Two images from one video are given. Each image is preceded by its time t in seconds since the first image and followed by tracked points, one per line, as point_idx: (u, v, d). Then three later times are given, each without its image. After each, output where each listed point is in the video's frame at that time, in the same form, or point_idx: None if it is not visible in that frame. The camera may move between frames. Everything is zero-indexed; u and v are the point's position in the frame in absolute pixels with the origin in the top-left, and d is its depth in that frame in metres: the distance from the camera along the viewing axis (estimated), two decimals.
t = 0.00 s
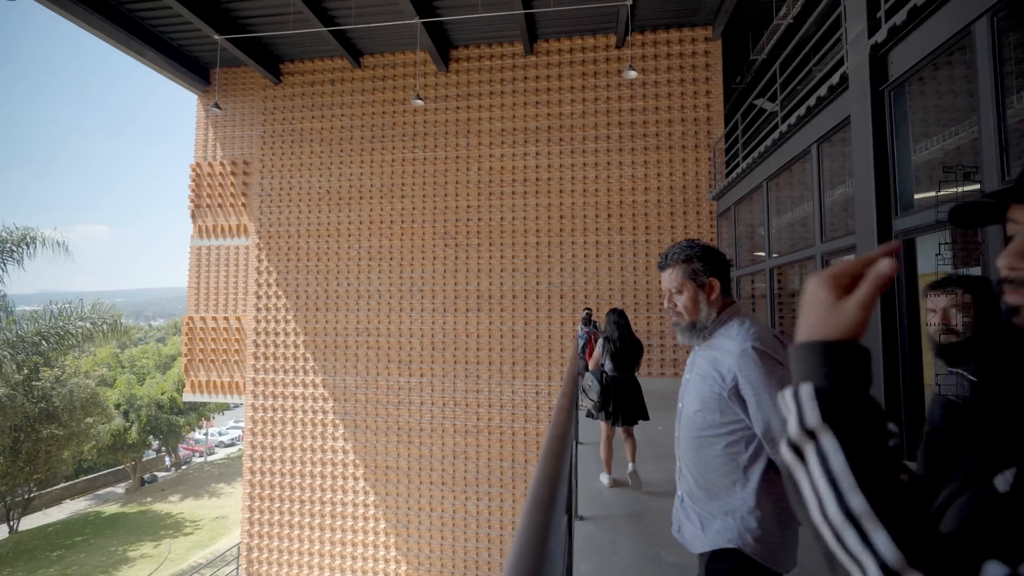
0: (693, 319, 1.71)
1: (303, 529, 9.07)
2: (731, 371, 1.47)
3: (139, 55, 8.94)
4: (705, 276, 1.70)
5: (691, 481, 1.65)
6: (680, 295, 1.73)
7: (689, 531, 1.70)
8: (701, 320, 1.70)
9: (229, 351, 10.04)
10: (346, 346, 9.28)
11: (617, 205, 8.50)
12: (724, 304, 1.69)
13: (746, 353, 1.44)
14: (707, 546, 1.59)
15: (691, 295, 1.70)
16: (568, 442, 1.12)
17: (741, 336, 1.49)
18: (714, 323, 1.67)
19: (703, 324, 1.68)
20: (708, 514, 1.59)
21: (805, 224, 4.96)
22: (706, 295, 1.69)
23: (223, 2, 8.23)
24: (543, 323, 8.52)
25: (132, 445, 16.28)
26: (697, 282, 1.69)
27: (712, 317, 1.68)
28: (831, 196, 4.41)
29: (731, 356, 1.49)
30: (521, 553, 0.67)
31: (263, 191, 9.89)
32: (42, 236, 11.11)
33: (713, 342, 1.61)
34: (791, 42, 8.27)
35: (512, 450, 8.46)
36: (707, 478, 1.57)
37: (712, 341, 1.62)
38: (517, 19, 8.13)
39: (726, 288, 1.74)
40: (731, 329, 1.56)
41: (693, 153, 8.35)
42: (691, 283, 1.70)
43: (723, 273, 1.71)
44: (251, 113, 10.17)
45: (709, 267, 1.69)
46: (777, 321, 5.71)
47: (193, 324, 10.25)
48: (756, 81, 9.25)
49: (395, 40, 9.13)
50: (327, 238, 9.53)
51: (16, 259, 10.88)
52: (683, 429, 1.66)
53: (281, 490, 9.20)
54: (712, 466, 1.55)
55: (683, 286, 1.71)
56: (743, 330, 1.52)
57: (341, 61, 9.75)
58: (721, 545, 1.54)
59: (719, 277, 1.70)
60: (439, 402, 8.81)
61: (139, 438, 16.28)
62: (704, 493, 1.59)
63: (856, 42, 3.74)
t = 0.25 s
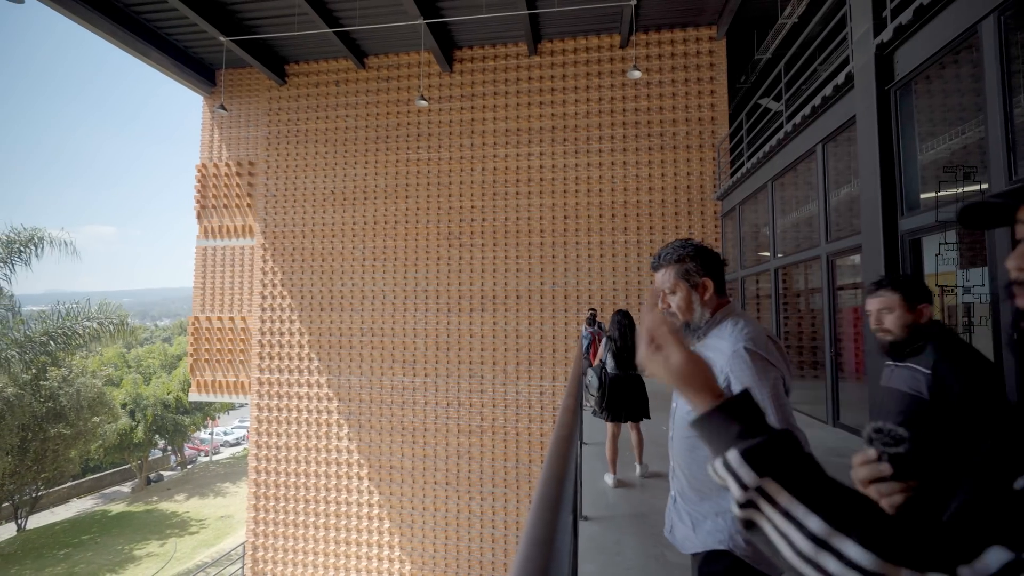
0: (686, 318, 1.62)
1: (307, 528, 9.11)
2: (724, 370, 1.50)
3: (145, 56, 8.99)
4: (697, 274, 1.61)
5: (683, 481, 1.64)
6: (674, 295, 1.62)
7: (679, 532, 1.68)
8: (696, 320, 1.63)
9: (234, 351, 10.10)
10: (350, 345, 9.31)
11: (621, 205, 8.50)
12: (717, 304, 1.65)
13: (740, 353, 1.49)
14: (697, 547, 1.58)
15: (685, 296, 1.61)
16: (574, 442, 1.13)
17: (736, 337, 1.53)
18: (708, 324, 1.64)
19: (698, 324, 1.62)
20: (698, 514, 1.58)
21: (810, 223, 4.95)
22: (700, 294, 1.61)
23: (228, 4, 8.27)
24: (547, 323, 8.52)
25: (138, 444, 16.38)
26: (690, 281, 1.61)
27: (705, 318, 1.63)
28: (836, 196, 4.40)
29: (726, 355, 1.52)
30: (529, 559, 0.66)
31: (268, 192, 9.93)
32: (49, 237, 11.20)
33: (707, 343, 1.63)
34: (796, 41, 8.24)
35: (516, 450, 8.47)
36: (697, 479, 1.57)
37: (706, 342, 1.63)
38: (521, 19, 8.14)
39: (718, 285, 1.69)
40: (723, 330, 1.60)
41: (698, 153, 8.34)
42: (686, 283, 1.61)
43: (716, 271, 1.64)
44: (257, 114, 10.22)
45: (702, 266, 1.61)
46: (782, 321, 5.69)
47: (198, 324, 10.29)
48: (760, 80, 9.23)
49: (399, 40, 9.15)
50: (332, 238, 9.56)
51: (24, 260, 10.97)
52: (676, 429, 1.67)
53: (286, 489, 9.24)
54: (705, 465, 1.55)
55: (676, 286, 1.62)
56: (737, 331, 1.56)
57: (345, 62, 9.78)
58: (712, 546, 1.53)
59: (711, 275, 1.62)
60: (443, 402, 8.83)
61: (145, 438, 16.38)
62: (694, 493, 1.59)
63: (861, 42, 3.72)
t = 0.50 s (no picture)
0: (701, 323, 1.74)
1: (314, 527, 9.16)
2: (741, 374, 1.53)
3: (155, 59, 9.08)
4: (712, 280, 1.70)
5: (703, 485, 1.65)
6: (686, 301, 1.75)
7: (702, 533, 1.71)
8: (709, 325, 1.74)
9: (241, 351, 10.17)
10: (357, 345, 9.35)
11: (627, 205, 8.48)
12: (731, 309, 1.70)
13: (756, 357, 1.51)
14: (719, 548, 1.61)
15: (695, 302, 1.73)
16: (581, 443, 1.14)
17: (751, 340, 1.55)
18: (720, 329, 1.71)
19: (710, 328, 1.72)
20: (718, 517, 1.60)
21: (817, 223, 4.92)
22: (712, 300, 1.70)
23: (234, 6, 8.33)
24: (553, 323, 8.52)
25: (148, 443, 16.54)
26: (701, 287, 1.71)
27: (719, 323, 1.71)
28: (844, 195, 4.37)
29: (741, 359, 1.53)
30: (540, 558, 0.67)
31: (274, 192, 9.99)
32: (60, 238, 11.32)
33: (722, 345, 1.65)
34: (804, 40, 8.18)
35: (522, 450, 8.48)
36: (716, 483, 1.58)
37: (722, 344, 1.65)
38: (526, 19, 8.14)
39: (735, 290, 1.72)
40: (739, 333, 1.62)
41: (704, 153, 8.30)
42: (697, 289, 1.72)
43: (731, 277, 1.69)
44: (264, 116, 10.28)
45: (715, 272, 1.69)
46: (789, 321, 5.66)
47: (206, 324, 10.38)
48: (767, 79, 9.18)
49: (404, 41, 9.18)
50: (338, 239, 9.61)
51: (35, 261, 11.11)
52: (695, 431, 1.69)
53: (293, 489, 9.29)
54: (723, 469, 1.56)
55: (688, 292, 1.75)
56: (753, 334, 1.57)
57: (351, 64, 9.83)
58: (731, 548, 1.54)
59: (723, 280, 1.69)
60: (449, 402, 8.84)
61: (154, 437, 16.53)
62: (716, 496, 1.59)
63: (869, 40, 3.70)
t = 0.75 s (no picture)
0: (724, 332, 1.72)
1: (320, 526, 9.20)
2: (775, 381, 1.44)
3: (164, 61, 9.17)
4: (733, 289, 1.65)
5: (751, 495, 1.58)
6: (708, 309, 1.74)
7: (750, 546, 1.63)
8: (733, 334, 1.69)
9: (248, 351, 10.24)
10: (363, 345, 9.39)
11: (633, 205, 8.46)
12: (754, 316, 1.65)
13: (790, 362, 1.41)
14: (769, 562, 1.53)
15: (716, 312, 1.71)
16: (585, 443, 1.13)
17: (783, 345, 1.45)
18: (745, 338, 1.65)
19: (734, 337, 1.68)
20: (770, 528, 1.52)
21: (825, 222, 4.88)
22: (732, 311, 1.67)
23: (241, 8, 8.38)
24: (558, 323, 8.52)
25: (156, 442, 16.68)
26: (720, 298, 1.68)
27: (743, 331, 1.67)
28: (852, 194, 4.34)
29: (775, 366, 1.45)
30: (543, 560, 0.67)
31: (281, 193, 10.05)
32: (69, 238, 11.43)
33: (754, 352, 1.57)
34: (811, 38, 8.13)
35: (528, 450, 8.48)
36: (765, 493, 1.51)
37: (754, 351, 1.58)
38: (531, 19, 8.14)
39: (759, 297, 1.66)
40: (769, 337, 1.54)
41: (710, 152, 8.26)
42: (716, 299, 1.69)
43: (752, 285, 1.64)
44: (270, 117, 10.32)
45: (735, 282, 1.64)
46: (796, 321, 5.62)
47: (213, 324, 10.45)
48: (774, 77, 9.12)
49: (410, 42, 9.20)
50: (345, 239, 9.65)
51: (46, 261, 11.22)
52: (736, 440, 1.61)
53: (299, 488, 9.33)
54: (771, 479, 1.50)
55: (708, 302, 1.72)
56: (785, 338, 1.48)
57: (357, 64, 9.86)
58: (786, 560, 1.48)
59: (743, 291, 1.64)
60: (454, 402, 8.85)
61: (162, 436, 16.65)
62: (767, 507, 1.52)
63: (877, 38, 3.67)
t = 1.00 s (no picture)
0: (754, 331, 1.72)
1: (324, 526, 9.23)
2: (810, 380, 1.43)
3: (168, 63, 9.22)
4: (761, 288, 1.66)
5: (778, 495, 1.58)
6: (736, 310, 1.75)
7: (778, 548, 1.61)
8: (764, 333, 1.70)
9: (253, 351, 10.28)
10: (367, 345, 9.41)
11: (636, 205, 8.46)
12: (784, 315, 1.66)
13: (826, 360, 1.40)
14: (796, 563, 1.52)
15: (744, 312, 1.72)
16: (585, 443, 1.13)
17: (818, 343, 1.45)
18: (777, 337, 1.66)
19: (765, 336, 1.68)
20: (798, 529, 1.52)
21: (829, 222, 4.87)
22: (761, 310, 1.68)
23: (246, 9, 8.42)
24: (562, 323, 8.52)
25: (161, 442, 16.75)
26: (748, 297, 1.69)
27: (773, 330, 1.68)
28: (856, 194, 4.32)
29: (810, 364, 1.44)
30: (542, 559, 0.67)
31: (285, 194, 10.09)
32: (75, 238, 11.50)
33: (787, 351, 1.57)
34: (815, 37, 8.11)
35: (531, 450, 8.48)
36: (795, 495, 1.51)
37: (786, 349, 1.58)
38: (535, 19, 8.16)
39: (788, 296, 1.67)
40: (803, 335, 1.54)
41: (714, 152, 8.24)
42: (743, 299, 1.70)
43: (780, 284, 1.64)
44: (275, 117, 10.35)
45: (762, 281, 1.64)
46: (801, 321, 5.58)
47: (218, 324, 10.50)
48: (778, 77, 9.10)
49: (414, 43, 9.23)
50: (349, 239, 9.68)
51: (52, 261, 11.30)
52: (765, 440, 1.61)
53: (304, 488, 9.36)
54: (801, 478, 1.49)
55: (735, 303, 1.74)
56: (820, 336, 1.48)
57: (361, 65, 9.89)
58: (814, 560, 1.47)
59: (772, 290, 1.65)
60: (458, 402, 8.86)
61: (167, 436, 16.73)
62: (793, 507, 1.52)
63: (882, 37, 3.65)
